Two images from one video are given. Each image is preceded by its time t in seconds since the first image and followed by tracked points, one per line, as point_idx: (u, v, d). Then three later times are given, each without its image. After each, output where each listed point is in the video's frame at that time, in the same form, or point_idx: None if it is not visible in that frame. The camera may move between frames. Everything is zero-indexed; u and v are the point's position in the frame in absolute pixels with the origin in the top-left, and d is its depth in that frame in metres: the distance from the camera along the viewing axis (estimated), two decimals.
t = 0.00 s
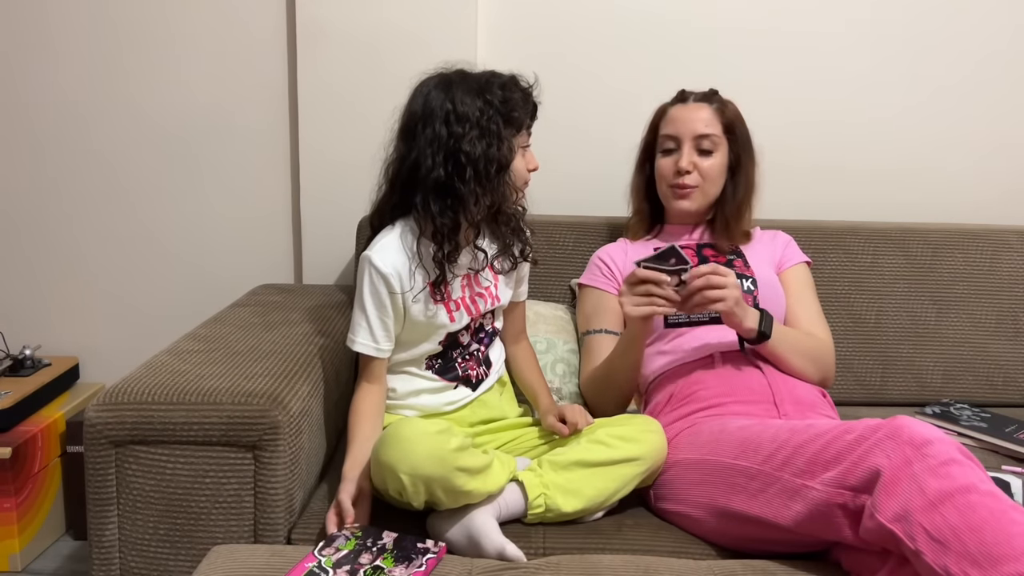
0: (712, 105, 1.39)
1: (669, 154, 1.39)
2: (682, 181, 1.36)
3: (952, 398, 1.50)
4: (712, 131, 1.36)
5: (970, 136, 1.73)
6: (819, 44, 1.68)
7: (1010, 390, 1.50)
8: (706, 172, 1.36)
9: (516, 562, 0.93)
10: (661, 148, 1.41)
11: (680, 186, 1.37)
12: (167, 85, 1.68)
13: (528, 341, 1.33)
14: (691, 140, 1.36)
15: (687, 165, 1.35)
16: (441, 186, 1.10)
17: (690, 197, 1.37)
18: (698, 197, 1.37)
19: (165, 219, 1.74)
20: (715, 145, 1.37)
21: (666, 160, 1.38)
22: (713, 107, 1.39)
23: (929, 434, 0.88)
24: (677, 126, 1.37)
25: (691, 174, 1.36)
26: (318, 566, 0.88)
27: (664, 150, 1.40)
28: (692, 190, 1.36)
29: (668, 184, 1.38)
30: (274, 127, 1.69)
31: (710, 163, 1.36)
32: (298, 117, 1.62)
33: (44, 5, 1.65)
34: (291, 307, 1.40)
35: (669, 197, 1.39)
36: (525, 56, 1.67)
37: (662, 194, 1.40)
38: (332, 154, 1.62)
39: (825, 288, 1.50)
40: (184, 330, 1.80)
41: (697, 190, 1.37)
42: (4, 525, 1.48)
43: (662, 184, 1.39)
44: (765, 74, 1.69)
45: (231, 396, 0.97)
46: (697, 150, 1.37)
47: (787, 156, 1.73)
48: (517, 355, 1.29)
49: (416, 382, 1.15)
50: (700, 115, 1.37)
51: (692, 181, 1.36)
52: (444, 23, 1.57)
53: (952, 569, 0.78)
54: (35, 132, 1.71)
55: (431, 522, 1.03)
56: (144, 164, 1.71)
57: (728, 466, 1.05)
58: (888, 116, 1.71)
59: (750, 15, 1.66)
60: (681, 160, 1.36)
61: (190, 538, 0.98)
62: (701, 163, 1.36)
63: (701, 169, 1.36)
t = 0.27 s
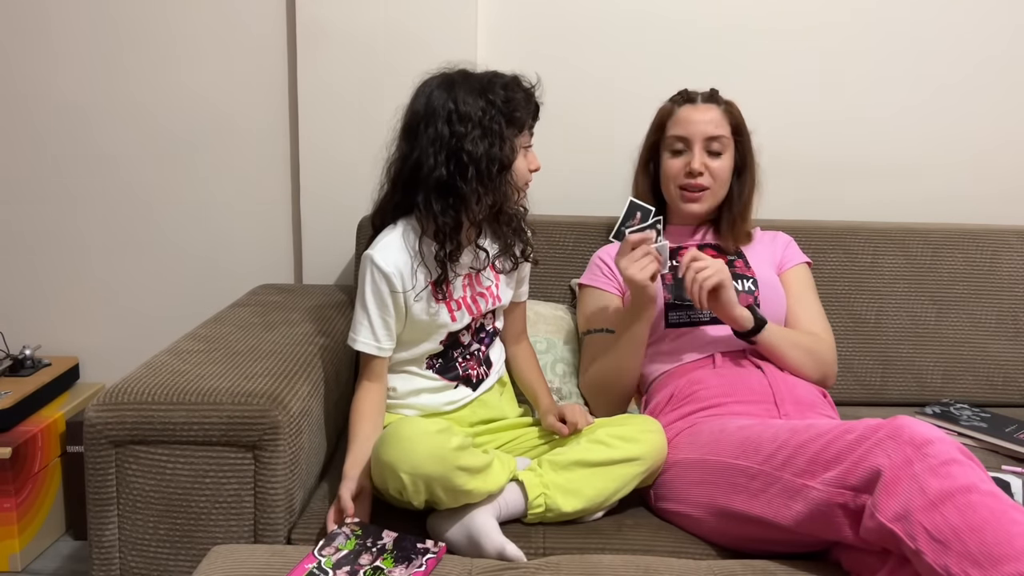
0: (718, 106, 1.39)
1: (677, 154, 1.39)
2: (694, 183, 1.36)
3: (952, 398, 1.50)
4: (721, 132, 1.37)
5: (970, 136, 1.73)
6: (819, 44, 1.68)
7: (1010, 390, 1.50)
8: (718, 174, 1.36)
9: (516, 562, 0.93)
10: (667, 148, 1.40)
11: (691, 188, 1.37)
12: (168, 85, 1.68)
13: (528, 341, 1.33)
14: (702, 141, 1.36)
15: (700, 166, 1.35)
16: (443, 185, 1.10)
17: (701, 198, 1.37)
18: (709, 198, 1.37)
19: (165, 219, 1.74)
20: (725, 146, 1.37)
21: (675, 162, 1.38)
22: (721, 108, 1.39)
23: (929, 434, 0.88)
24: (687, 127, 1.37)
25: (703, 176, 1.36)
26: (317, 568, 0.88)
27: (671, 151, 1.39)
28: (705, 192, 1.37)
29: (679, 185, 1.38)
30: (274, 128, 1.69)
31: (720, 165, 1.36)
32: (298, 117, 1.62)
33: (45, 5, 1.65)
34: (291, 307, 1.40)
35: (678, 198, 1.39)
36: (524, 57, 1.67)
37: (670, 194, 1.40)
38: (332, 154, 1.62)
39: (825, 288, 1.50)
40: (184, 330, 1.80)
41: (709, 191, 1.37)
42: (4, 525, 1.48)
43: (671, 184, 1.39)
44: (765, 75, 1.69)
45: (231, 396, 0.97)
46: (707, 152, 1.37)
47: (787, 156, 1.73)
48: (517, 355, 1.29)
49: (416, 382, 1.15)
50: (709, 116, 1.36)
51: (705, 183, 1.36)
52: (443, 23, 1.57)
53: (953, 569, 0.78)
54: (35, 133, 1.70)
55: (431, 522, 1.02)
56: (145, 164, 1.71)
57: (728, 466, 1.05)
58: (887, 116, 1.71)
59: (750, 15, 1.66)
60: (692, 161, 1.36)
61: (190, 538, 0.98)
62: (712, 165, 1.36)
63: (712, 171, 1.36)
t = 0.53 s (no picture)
0: (717, 106, 1.39)
1: (673, 154, 1.39)
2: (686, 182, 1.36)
3: (952, 398, 1.50)
4: (718, 132, 1.37)
5: (970, 137, 1.73)
6: (819, 45, 1.68)
7: (1010, 390, 1.50)
8: (710, 175, 1.36)
9: (516, 562, 0.93)
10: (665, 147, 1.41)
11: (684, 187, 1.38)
12: (168, 86, 1.67)
13: (528, 341, 1.33)
14: (697, 141, 1.36)
15: (692, 167, 1.35)
16: (445, 185, 1.10)
17: (693, 198, 1.37)
18: (703, 199, 1.38)
19: (165, 219, 1.74)
20: (721, 146, 1.37)
21: (670, 161, 1.38)
22: (720, 109, 1.39)
23: (929, 435, 0.88)
24: (682, 126, 1.37)
25: (696, 176, 1.36)
26: (317, 568, 0.88)
27: (668, 150, 1.40)
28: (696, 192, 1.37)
29: (671, 184, 1.39)
30: (274, 128, 1.69)
31: (715, 165, 1.36)
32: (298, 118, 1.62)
33: (45, 5, 1.65)
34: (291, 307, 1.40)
35: (672, 197, 1.39)
36: (525, 58, 1.67)
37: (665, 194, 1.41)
38: (332, 155, 1.62)
39: (825, 288, 1.50)
40: (183, 331, 1.80)
41: (701, 192, 1.37)
42: (4, 525, 1.48)
43: (666, 184, 1.40)
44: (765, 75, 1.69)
45: (231, 396, 0.97)
46: (702, 151, 1.37)
47: (787, 156, 1.73)
48: (517, 355, 1.29)
49: (416, 382, 1.15)
50: (705, 117, 1.37)
51: (697, 183, 1.36)
52: (443, 24, 1.57)
53: (953, 569, 0.78)
54: (35, 133, 1.70)
55: (431, 523, 1.02)
56: (144, 165, 1.71)
57: (728, 466, 1.05)
58: (888, 117, 1.71)
59: (750, 16, 1.66)
60: (686, 161, 1.36)
61: (189, 538, 0.97)
62: (705, 165, 1.36)
63: (705, 171, 1.36)
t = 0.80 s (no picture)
0: (717, 107, 1.39)
1: (672, 154, 1.39)
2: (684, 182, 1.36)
3: (952, 398, 1.50)
4: (717, 133, 1.37)
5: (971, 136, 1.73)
6: (819, 45, 1.68)
7: (1010, 390, 1.50)
8: (707, 175, 1.36)
9: (516, 562, 0.93)
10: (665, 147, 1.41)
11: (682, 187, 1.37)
12: (168, 86, 1.67)
13: (528, 341, 1.33)
14: (696, 142, 1.36)
15: (689, 167, 1.35)
16: (445, 186, 1.10)
17: (690, 198, 1.37)
18: (699, 199, 1.37)
19: (165, 219, 1.74)
20: (720, 147, 1.37)
21: (668, 160, 1.38)
22: (721, 109, 1.38)
23: (929, 435, 0.88)
24: (681, 127, 1.37)
25: (693, 176, 1.36)
26: (317, 568, 0.87)
27: (667, 151, 1.40)
28: (693, 193, 1.37)
29: (669, 184, 1.39)
30: (274, 128, 1.69)
31: (713, 166, 1.36)
32: (298, 118, 1.61)
33: (45, 5, 1.65)
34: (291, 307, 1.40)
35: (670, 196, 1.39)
36: (525, 58, 1.67)
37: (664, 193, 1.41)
38: (332, 155, 1.62)
39: (825, 288, 1.50)
40: (183, 331, 1.80)
41: (698, 192, 1.37)
42: (4, 525, 1.48)
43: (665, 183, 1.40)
44: (765, 75, 1.69)
45: (231, 396, 0.97)
46: (700, 152, 1.37)
47: (787, 156, 1.73)
48: (517, 355, 1.29)
49: (416, 382, 1.15)
50: (705, 117, 1.36)
51: (694, 183, 1.36)
52: (443, 23, 1.56)
53: (953, 569, 0.78)
54: (35, 133, 1.70)
55: (430, 523, 1.02)
56: (144, 165, 1.71)
57: (728, 466, 1.05)
58: (888, 117, 1.71)
59: (749, 16, 1.66)
60: (684, 161, 1.36)
61: (189, 538, 0.97)
62: (703, 165, 1.36)
63: (702, 172, 1.36)
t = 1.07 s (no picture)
0: (717, 106, 1.39)
1: (672, 153, 1.39)
2: (684, 181, 1.36)
3: (952, 398, 1.50)
4: (717, 133, 1.37)
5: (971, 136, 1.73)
6: (819, 44, 1.68)
7: (1010, 390, 1.50)
8: (708, 174, 1.36)
9: (516, 562, 0.93)
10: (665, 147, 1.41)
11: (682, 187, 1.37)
12: (168, 86, 1.68)
13: (528, 341, 1.33)
14: (696, 141, 1.36)
15: (690, 166, 1.35)
16: (445, 186, 1.10)
17: (691, 197, 1.37)
18: (700, 198, 1.37)
19: (166, 219, 1.74)
20: (720, 147, 1.37)
21: (669, 159, 1.38)
22: (721, 108, 1.39)
23: (929, 434, 0.88)
24: (682, 126, 1.37)
25: (693, 176, 1.36)
26: (317, 569, 0.87)
27: (668, 150, 1.40)
28: (694, 191, 1.37)
29: (669, 184, 1.38)
30: (274, 127, 1.69)
31: (713, 165, 1.36)
32: (298, 117, 1.62)
33: (45, 5, 1.65)
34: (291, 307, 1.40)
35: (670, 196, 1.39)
36: (525, 57, 1.67)
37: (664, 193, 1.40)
38: (332, 155, 1.62)
39: (825, 288, 1.50)
40: (183, 331, 1.80)
41: (698, 191, 1.37)
42: (4, 525, 1.48)
43: (665, 183, 1.39)
44: (766, 75, 1.69)
45: (231, 396, 0.97)
46: (700, 151, 1.37)
47: (787, 156, 1.73)
48: (517, 355, 1.29)
49: (416, 382, 1.15)
50: (705, 117, 1.37)
51: (694, 182, 1.36)
52: (444, 24, 1.57)
53: (953, 569, 0.78)
54: (35, 134, 1.70)
55: (431, 523, 1.02)
56: (145, 164, 1.71)
57: (728, 466, 1.05)
58: (888, 117, 1.71)
59: (750, 15, 1.66)
60: (684, 160, 1.36)
61: (189, 538, 0.97)
62: (703, 165, 1.36)
63: (703, 171, 1.36)
